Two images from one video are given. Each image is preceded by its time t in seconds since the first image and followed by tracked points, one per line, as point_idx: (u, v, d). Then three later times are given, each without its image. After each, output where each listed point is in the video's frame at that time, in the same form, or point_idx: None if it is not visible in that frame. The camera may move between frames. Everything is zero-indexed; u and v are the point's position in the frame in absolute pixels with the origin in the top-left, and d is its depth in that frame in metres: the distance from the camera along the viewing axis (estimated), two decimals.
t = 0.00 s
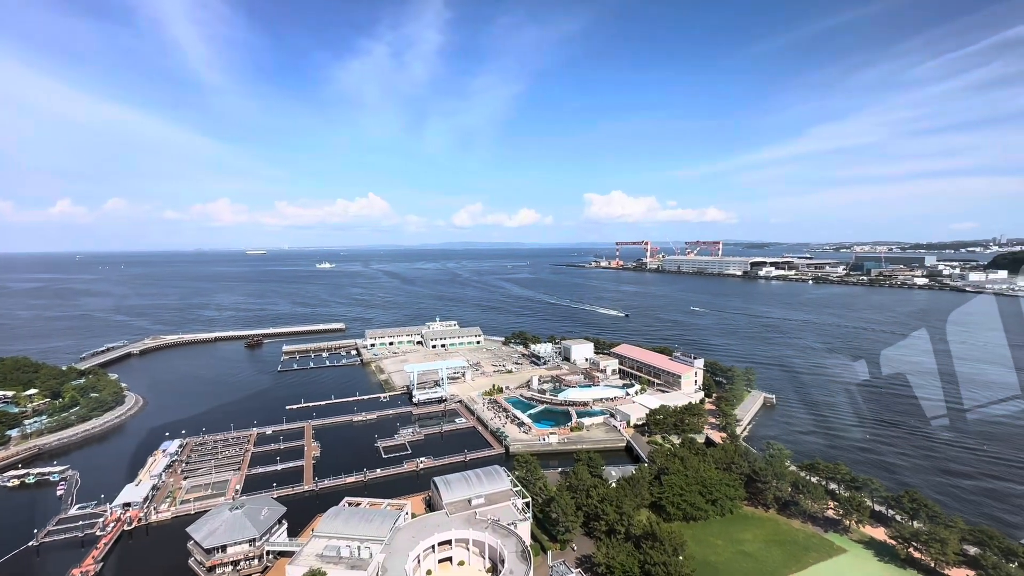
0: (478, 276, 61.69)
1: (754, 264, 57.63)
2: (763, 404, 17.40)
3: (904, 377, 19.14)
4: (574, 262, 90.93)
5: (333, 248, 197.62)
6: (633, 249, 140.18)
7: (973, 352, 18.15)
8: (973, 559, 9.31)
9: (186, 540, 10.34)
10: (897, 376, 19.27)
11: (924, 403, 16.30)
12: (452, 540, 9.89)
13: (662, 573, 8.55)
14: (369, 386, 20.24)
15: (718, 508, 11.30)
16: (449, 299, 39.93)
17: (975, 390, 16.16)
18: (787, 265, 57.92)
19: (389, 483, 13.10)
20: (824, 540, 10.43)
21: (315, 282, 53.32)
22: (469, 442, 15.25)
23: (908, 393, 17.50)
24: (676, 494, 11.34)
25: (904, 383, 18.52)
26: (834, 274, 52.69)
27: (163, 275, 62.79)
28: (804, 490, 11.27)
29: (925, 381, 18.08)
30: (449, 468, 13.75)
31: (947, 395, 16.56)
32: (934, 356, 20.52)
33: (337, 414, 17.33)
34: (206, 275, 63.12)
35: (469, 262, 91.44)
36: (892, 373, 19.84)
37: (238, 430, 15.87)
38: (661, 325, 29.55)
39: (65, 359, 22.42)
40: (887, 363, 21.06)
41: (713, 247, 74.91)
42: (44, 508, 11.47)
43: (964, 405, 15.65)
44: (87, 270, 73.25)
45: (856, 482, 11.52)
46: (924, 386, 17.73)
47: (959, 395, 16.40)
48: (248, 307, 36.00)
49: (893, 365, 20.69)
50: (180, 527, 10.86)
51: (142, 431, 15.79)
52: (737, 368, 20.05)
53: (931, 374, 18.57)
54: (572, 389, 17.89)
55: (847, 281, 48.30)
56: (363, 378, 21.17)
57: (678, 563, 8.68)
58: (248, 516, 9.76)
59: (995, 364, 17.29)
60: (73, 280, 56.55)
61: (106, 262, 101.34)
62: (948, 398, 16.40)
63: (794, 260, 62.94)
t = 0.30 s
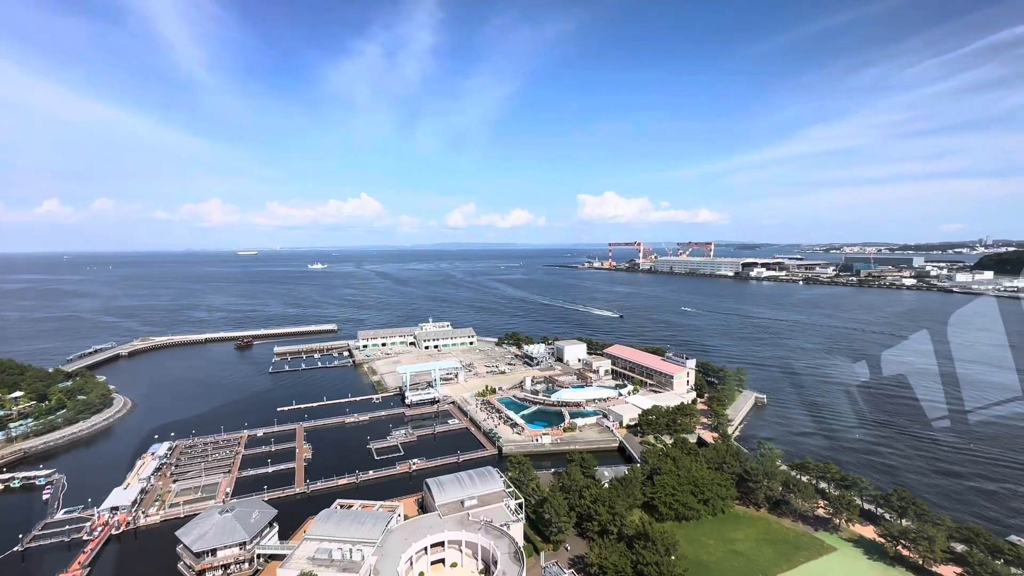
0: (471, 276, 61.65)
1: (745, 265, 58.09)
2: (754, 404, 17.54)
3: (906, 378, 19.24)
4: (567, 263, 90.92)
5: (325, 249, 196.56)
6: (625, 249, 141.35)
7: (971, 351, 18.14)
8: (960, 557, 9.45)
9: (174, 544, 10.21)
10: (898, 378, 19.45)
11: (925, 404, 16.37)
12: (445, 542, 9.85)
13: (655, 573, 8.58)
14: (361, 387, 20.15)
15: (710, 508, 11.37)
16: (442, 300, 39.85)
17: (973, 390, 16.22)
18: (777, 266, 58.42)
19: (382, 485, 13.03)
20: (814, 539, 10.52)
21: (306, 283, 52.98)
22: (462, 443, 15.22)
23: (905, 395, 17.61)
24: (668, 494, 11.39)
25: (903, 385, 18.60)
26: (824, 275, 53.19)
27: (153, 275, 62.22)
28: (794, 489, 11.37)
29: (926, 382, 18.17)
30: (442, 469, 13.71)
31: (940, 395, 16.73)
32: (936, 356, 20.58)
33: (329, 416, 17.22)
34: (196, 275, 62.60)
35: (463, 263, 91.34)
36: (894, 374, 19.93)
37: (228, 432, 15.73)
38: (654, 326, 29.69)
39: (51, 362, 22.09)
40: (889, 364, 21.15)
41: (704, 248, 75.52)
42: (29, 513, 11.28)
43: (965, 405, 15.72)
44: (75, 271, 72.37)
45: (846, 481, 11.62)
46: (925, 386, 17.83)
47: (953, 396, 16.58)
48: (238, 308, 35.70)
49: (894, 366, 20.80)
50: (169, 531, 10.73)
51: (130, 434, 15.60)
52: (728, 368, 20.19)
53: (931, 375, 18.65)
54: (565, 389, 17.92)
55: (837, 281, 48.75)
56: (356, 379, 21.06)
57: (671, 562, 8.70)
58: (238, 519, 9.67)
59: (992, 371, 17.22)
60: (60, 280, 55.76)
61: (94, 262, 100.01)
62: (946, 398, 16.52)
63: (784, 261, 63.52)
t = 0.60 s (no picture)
0: (464, 277, 61.50)
1: (736, 266, 58.50)
2: (745, 404, 17.68)
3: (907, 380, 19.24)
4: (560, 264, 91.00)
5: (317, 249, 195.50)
6: (617, 250, 142.02)
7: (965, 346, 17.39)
8: (947, 554, 9.58)
9: (163, 548, 10.09)
10: (898, 379, 19.52)
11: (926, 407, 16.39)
12: (437, 543, 9.80)
13: (647, 573, 8.61)
14: (353, 388, 20.05)
15: (701, 507, 11.43)
16: (435, 301, 39.76)
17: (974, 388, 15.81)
18: (769, 267, 58.86)
19: (374, 486, 12.96)
20: (805, 538, 10.61)
21: (298, 284, 52.63)
22: (455, 445, 15.19)
23: (900, 396, 17.77)
24: (660, 494, 11.42)
25: (899, 387, 18.81)
26: (814, 276, 53.66)
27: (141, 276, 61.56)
28: (785, 488, 11.46)
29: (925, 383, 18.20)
30: (435, 470, 13.68)
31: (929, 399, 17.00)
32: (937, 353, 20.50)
33: (321, 417, 17.11)
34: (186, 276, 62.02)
35: (456, 264, 91.22)
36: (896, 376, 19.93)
37: (219, 435, 15.59)
38: (646, 326, 29.80)
39: (37, 364, 21.77)
40: (890, 365, 21.15)
41: (696, 249, 76.00)
42: (14, 518, 11.09)
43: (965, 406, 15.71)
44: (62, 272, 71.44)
45: (835, 480, 11.74)
46: (925, 386, 17.81)
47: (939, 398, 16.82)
48: (229, 309, 35.38)
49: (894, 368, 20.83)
50: (158, 534, 10.60)
51: (119, 436, 15.42)
52: (720, 368, 20.33)
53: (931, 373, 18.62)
54: (558, 390, 17.94)
55: (827, 282, 49.09)
56: (348, 381, 20.94)
57: (663, 562, 8.74)
58: (228, 522, 9.57)
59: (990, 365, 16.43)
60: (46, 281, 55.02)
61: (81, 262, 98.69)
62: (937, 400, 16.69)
63: (775, 261, 64.02)
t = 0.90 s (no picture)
0: (456, 278, 61.41)
1: (727, 267, 58.89)
2: (736, 404, 17.79)
3: (907, 380, 18.93)
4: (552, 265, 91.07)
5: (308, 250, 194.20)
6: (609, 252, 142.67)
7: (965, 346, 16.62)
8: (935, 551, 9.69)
9: (151, 552, 9.95)
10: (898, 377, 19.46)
11: (927, 408, 16.16)
12: (429, 545, 9.77)
13: (639, 573, 8.62)
14: (345, 389, 19.93)
15: (693, 507, 11.49)
16: (427, 301, 39.64)
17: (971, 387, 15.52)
18: (759, 267, 59.30)
19: (366, 488, 12.88)
20: (795, 536, 10.69)
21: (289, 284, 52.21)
22: (447, 446, 15.13)
23: (893, 396, 17.90)
24: (653, 494, 11.45)
25: (891, 387, 18.84)
26: (804, 276, 54.13)
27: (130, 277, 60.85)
28: (775, 487, 11.54)
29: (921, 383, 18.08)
30: (427, 472, 13.63)
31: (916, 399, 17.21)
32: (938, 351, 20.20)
33: (313, 419, 16.99)
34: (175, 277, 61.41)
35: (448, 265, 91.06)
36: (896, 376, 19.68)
37: (209, 437, 15.42)
38: (639, 327, 29.88)
39: (22, 366, 21.40)
40: (889, 365, 20.94)
41: (688, 250, 76.41)
42: None
43: (967, 408, 15.47)
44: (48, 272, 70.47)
45: (825, 479, 11.85)
46: (926, 386, 17.57)
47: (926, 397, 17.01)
48: (219, 310, 35.02)
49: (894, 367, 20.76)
50: (147, 538, 10.46)
51: (106, 439, 15.21)
52: (712, 368, 20.43)
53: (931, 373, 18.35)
54: (551, 391, 17.94)
55: (817, 283, 49.52)
56: (340, 382, 20.82)
57: (655, 562, 8.75)
58: (218, 525, 9.46)
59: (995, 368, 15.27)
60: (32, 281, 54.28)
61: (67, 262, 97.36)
62: (935, 400, 16.54)
63: (766, 262, 64.51)
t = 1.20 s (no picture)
0: (449, 278, 61.30)
1: (719, 268, 59.25)
2: (728, 404, 17.92)
3: (908, 380, 18.85)
4: (545, 265, 91.11)
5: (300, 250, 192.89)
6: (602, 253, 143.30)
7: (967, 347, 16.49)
8: (922, 548, 9.81)
9: (139, 556, 9.83)
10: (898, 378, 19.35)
11: (928, 409, 16.12)
12: (422, 547, 9.73)
13: (631, 573, 8.65)
14: (337, 391, 19.81)
15: (685, 507, 11.54)
16: (419, 302, 39.50)
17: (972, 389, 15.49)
18: (750, 268, 59.72)
19: (357, 490, 12.82)
20: (786, 535, 10.77)
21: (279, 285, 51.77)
22: (440, 447, 15.10)
23: (884, 396, 18.01)
24: (645, 494, 11.49)
25: (878, 387, 19.12)
26: (794, 277, 54.59)
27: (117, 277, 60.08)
28: (766, 486, 11.63)
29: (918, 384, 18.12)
30: (420, 473, 13.58)
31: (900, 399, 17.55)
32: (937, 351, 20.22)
33: (304, 421, 16.88)
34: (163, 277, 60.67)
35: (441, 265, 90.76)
36: (895, 377, 19.65)
37: (198, 439, 15.27)
38: (632, 327, 29.96)
39: (6, 368, 21.05)
40: (889, 367, 20.92)
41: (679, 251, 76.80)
42: None
43: (969, 408, 15.42)
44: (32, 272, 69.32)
45: (815, 477, 11.95)
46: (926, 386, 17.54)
47: (910, 398, 17.36)
48: (209, 311, 34.64)
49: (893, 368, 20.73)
50: (134, 542, 10.33)
51: (93, 442, 15.01)
52: (703, 369, 20.55)
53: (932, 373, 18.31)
54: (543, 391, 17.94)
55: (807, 283, 49.99)
56: (331, 383, 20.70)
57: (647, 562, 8.78)
58: (207, 528, 9.36)
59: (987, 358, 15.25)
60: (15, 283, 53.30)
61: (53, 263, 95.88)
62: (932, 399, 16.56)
63: (757, 263, 64.95)
